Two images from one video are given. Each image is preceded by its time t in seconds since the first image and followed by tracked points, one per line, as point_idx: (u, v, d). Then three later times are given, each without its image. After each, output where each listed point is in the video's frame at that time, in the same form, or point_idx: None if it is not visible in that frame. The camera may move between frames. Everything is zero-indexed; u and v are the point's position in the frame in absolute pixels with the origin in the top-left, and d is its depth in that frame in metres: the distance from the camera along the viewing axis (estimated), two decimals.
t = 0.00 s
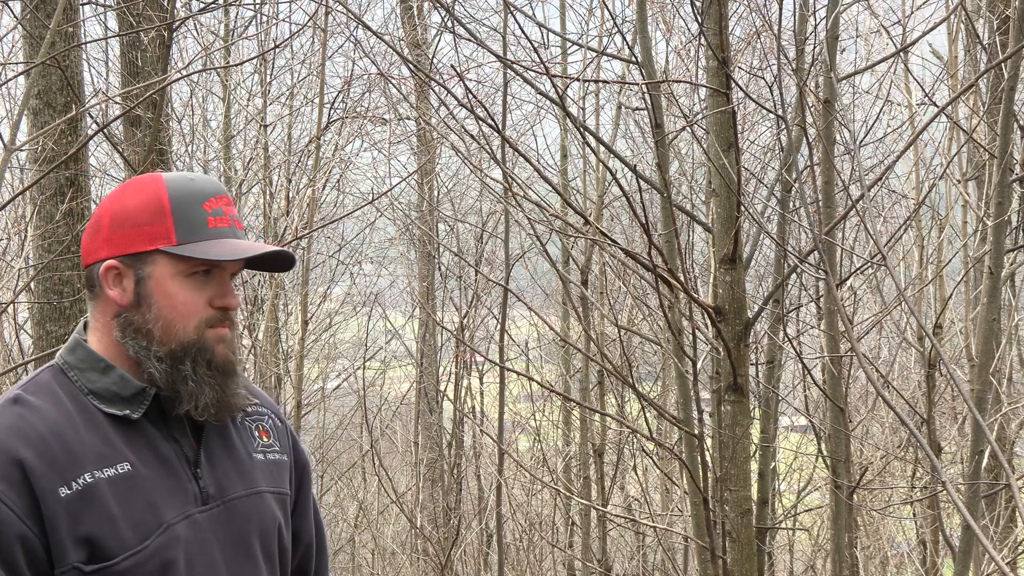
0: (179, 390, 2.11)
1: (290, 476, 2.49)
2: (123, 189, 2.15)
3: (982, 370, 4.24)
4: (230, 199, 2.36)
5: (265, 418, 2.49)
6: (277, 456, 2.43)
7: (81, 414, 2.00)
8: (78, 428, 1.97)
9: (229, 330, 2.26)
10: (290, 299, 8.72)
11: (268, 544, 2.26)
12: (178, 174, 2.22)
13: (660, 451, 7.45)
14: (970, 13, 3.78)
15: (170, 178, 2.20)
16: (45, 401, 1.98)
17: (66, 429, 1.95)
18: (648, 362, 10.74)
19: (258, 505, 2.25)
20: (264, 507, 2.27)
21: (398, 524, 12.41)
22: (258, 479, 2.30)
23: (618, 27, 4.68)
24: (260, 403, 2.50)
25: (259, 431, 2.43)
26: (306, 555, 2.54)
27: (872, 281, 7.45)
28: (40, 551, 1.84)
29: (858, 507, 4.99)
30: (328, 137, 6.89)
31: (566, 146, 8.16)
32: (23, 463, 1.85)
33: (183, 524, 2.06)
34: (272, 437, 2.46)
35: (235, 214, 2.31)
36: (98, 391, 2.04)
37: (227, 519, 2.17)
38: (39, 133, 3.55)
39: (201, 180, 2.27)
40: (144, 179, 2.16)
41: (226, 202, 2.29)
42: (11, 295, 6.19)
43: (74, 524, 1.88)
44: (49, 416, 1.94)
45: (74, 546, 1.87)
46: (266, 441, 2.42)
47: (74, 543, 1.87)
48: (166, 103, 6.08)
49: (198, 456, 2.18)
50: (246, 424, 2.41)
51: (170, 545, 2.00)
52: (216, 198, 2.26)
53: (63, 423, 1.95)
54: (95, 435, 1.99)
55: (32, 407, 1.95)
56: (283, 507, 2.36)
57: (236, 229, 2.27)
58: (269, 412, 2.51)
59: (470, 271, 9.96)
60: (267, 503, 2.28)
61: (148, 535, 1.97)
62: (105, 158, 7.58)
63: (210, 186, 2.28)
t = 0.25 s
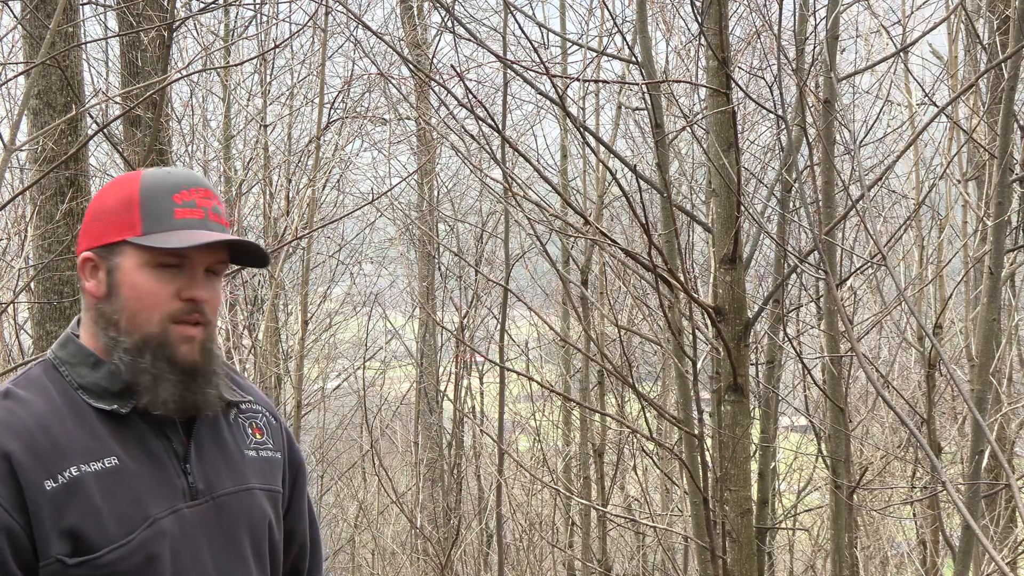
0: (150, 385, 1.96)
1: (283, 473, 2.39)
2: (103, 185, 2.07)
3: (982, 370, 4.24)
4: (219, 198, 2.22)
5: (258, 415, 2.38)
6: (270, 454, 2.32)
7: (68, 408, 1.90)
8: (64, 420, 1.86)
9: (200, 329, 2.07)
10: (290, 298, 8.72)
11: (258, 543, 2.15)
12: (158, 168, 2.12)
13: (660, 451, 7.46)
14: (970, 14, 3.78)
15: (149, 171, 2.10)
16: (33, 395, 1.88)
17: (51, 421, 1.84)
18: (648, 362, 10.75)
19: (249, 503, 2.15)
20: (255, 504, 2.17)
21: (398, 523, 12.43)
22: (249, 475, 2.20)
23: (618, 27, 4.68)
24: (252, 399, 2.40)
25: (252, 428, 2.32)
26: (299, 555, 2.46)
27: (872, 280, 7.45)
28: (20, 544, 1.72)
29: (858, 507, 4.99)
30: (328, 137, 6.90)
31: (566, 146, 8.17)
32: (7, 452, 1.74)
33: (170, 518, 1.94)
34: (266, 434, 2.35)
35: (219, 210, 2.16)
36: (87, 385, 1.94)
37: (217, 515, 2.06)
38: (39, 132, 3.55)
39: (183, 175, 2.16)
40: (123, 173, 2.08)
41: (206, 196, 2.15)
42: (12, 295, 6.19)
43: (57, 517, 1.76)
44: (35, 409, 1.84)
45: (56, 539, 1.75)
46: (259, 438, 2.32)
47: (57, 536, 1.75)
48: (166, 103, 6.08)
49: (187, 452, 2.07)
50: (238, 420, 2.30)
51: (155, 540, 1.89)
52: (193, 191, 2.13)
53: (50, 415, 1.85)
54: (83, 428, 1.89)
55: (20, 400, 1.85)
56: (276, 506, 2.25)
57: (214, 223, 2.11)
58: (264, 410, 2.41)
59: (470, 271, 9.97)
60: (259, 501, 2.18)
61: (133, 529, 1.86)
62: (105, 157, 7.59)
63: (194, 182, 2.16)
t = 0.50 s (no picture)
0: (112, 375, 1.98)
1: (287, 477, 2.36)
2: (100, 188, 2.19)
3: (982, 370, 4.24)
4: (204, 190, 2.22)
5: (265, 420, 2.35)
6: (273, 459, 2.28)
7: (62, 401, 1.93)
8: (55, 413, 1.90)
9: (172, 318, 2.08)
10: (290, 298, 8.71)
11: (250, 546, 2.13)
12: (140, 165, 2.18)
13: (660, 451, 7.46)
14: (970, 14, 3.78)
15: (130, 170, 2.17)
16: (30, 386, 1.93)
17: (43, 413, 1.88)
18: (648, 362, 10.75)
19: (243, 505, 2.12)
20: (250, 508, 2.14)
21: (398, 524, 12.42)
22: (246, 478, 2.17)
23: (618, 28, 4.68)
24: (260, 404, 2.37)
25: (255, 432, 2.29)
26: (305, 559, 2.45)
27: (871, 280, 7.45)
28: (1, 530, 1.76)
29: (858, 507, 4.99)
30: (328, 137, 6.89)
31: (566, 146, 8.17)
32: None
33: (153, 515, 1.94)
34: (271, 439, 2.32)
35: (194, 201, 2.15)
36: (85, 380, 1.99)
37: (207, 516, 2.05)
38: (39, 133, 3.55)
39: (164, 169, 2.19)
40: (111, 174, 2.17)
41: (180, 187, 2.16)
42: (12, 295, 6.19)
43: (38, 505, 1.79)
44: (27, 400, 1.89)
45: (36, 527, 1.78)
46: (262, 443, 2.28)
47: (37, 524, 1.78)
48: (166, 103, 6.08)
49: (180, 452, 2.07)
50: (242, 424, 2.28)
51: (136, 535, 1.89)
52: (166, 183, 2.15)
53: (41, 407, 1.89)
54: (75, 422, 1.92)
55: (16, 390, 1.91)
56: (274, 511, 2.22)
57: (182, 213, 2.11)
58: (271, 415, 2.37)
59: (470, 271, 9.97)
60: (254, 504, 2.15)
61: (115, 522, 1.87)
62: (105, 157, 7.59)
63: (174, 176, 2.18)
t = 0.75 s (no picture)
0: (95, 376, 1.99)
1: (283, 477, 2.34)
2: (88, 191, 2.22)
3: (982, 371, 4.24)
4: (190, 190, 2.22)
5: (259, 419, 2.34)
6: (267, 458, 2.27)
7: (50, 402, 1.95)
8: (42, 414, 1.92)
9: (158, 320, 2.09)
10: (290, 298, 8.71)
11: (242, 546, 2.11)
12: (126, 167, 2.19)
13: (660, 451, 7.46)
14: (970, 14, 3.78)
15: (116, 172, 2.18)
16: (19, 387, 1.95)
17: (31, 415, 1.91)
18: (648, 362, 10.75)
19: (234, 505, 2.11)
20: (241, 507, 2.13)
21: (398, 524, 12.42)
22: (238, 477, 2.16)
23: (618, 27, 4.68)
24: (254, 403, 2.36)
25: (249, 431, 2.28)
26: (305, 557, 2.46)
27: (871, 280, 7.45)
28: None
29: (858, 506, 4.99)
30: (328, 137, 6.89)
31: (566, 146, 8.17)
32: None
33: (140, 515, 1.94)
34: (265, 438, 2.31)
35: (179, 202, 2.16)
36: (73, 381, 2.00)
37: (195, 515, 2.04)
38: (39, 133, 3.55)
39: (150, 169, 2.20)
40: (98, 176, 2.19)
41: (165, 187, 2.16)
42: (11, 295, 6.19)
43: (23, 506, 1.81)
44: (15, 401, 1.91)
45: (22, 527, 1.80)
46: (256, 442, 2.27)
47: (22, 524, 1.80)
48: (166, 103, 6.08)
49: (169, 452, 2.08)
50: (234, 423, 2.27)
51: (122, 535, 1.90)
52: (150, 184, 2.15)
53: (28, 408, 1.91)
54: (62, 423, 1.93)
55: (6, 391, 1.93)
56: (268, 510, 2.21)
57: (166, 214, 2.12)
58: (265, 414, 2.36)
59: (470, 271, 9.97)
60: (245, 504, 2.14)
61: (101, 522, 1.88)
62: (105, 158, 7.59)
63: (159, 177, 2.19)
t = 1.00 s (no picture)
0: (89, 385, 2.03)
1: (281, 475, 2.40)
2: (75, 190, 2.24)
3: (982, 370, 4.24)
4: (179, 191, 2.25)
5: (256, 418, 2.39)
6: (265, 457, 2.33)
7: (48, 406, 2.00)
8: (42, 418, 1.97)
9: (149, 325, 2.15)
10: (290, 298, 8.71)
11: (244, 543, 2.17)
12: (114, 167, 2.21)
13: (660, 451, 7.45)
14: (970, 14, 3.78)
15: (105, 172, 2.20)
16: (16, 391, 1.99)
17: (32, 419, 1.95)
18: (648, 362, 10.75)
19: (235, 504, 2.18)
20: (243, 505, 2.19)
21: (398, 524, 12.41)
22: (238, 477, 2.23)
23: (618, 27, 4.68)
24: (250, 402, 2.42)
25: (246, 430, 2.34)
26: (302, 557, 2.47)
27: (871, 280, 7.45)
28: None
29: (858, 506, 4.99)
30: (328, 137, 6.89)
31: (566, 146, 8.16)
32: None
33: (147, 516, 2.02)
34: (262, 437, 2.36)
35: (168, 204, 2.19)
36: (69, 385, 2.04)
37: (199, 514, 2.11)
38: (39, 133, 3.55)
39: (139, 170, 2.22)
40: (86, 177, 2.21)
41: (155, 190, 2.19)
42: (11, 295, 6.19)
43: (31, 510, 1.86)
44: (15, 405, 1.95)
45: (30, 531, 1.85)
46: (253, 441, 2.33)
47: (31, 528, 1.85)
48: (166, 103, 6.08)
49: (171, 452, 2.16)
50: (232, 423, 2.33)
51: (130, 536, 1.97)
52: (139, 186, 2.18)
53: (30, 412, 1.96)
54: (62, 427, 1.98)
55: (4, 395, 1.96)
56: (269, 508, 2.27)
57: (156, 218, 2.15)
58: (261, 412, 2.41)
59: (470, 271, 9.97)
60: (247, 502, 2.20)
61: (109, 524, 1.94)
62: (105, 158, 7.59)
63: (147, 178, 2.21)
